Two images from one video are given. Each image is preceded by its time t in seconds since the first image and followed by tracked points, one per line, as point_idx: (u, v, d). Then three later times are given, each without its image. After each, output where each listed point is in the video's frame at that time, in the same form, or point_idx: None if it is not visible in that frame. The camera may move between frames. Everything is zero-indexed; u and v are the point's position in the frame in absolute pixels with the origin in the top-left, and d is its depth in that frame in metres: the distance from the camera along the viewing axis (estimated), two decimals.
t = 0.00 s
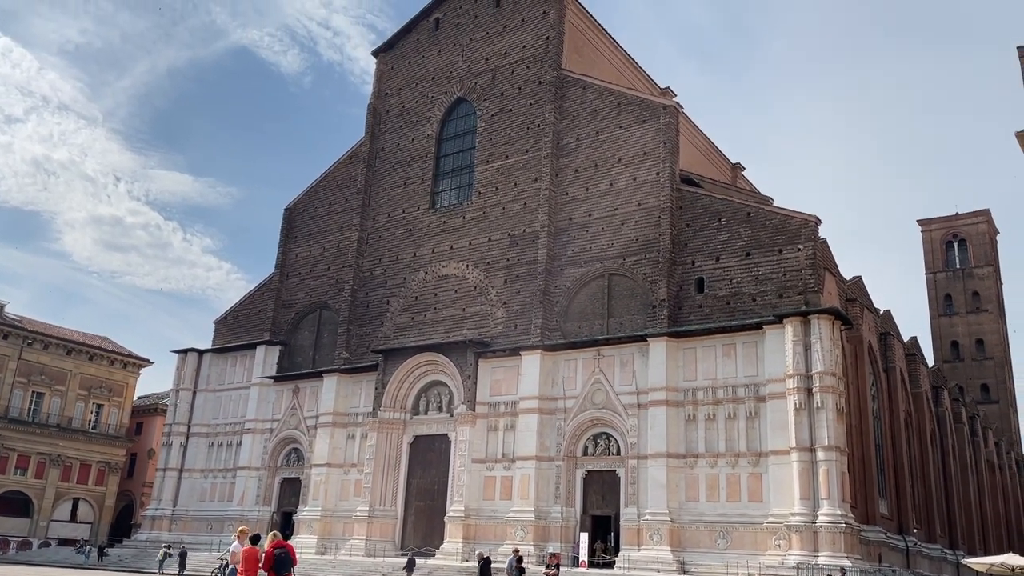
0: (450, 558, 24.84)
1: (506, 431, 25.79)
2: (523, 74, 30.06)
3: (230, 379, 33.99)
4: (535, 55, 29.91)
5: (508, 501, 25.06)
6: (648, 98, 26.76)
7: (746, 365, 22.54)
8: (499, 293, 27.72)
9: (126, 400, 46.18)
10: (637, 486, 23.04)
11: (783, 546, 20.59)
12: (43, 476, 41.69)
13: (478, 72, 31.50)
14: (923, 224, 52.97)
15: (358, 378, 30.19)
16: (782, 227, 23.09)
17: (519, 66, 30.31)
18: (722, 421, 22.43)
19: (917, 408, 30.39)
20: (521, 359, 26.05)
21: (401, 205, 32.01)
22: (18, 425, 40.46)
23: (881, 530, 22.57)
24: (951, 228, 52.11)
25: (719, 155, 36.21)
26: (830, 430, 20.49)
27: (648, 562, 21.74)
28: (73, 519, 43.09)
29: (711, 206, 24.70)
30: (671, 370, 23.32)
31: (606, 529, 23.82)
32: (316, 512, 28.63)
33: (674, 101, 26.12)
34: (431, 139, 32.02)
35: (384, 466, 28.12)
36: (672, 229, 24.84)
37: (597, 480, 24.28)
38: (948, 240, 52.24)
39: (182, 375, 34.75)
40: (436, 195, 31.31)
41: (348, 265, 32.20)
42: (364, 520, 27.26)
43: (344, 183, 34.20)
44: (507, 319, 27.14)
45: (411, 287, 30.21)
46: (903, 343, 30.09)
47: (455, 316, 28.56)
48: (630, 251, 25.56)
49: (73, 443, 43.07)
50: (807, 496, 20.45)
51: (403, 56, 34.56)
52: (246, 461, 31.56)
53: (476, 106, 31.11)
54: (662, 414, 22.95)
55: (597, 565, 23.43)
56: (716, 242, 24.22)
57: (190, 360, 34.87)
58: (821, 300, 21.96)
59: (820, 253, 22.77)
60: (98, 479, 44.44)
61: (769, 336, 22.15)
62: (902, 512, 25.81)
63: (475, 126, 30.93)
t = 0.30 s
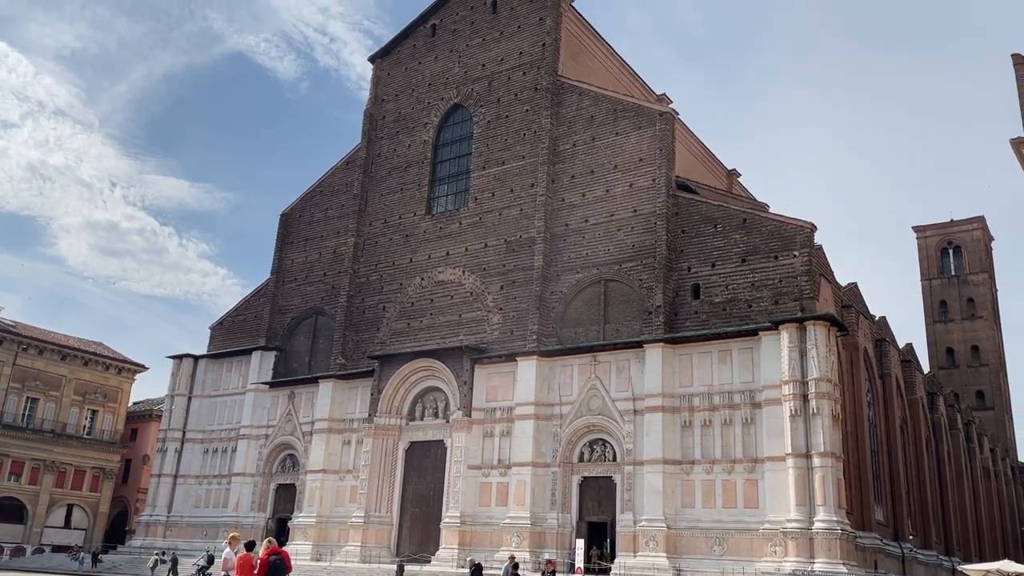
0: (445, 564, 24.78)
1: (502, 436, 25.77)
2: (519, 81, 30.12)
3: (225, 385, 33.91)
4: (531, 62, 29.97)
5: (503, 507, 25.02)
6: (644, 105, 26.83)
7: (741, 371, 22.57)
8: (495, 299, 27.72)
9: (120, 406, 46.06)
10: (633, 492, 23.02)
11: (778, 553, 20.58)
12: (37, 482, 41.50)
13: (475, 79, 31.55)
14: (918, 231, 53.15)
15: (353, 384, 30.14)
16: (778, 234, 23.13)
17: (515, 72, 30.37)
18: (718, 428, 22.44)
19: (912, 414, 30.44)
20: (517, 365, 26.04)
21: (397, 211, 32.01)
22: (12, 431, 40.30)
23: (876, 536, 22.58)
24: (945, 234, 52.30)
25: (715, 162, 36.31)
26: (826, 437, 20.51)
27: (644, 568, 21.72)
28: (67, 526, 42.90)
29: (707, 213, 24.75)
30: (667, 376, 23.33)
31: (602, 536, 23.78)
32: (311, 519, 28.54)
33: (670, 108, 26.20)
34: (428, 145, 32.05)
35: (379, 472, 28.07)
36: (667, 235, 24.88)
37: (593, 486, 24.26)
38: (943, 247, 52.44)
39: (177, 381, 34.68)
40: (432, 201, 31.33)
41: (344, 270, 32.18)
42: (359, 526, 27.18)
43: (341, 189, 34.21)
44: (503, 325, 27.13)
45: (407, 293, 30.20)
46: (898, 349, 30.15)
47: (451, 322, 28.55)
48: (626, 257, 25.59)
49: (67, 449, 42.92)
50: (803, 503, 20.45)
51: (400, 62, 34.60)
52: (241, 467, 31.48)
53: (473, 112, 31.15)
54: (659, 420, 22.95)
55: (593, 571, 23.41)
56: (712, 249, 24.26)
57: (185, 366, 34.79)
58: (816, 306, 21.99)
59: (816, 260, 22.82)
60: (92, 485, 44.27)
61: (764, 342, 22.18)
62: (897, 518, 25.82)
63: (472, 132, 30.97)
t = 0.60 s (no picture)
0: (440, 571, 24.72)
1: (497, 443, 25.75)
2: (516, 87, 30.16)
3: (220, 391, 33.83)
4: (527, 68, 30.02)
5: (499, 514, 24.97)
6: (639, 111, 26.88)
7: (736, 378, 22.59)
8: (491, 305, 27.71)
9: (115, 412, 45.93)
10: (628, 499, 23.00)
11: (774, 560, 20.56)
12: (30, 488, 41.34)
13: (471, 85, 31.60)
14: (912, 237, 53.30)
15: (348, 390, 30.09)
16: (773, 240, 23.18)
17: (511, 79, 30.41)
18: (713, 434, 22.44)
19: (907, 421, 30.48)
20: (512, 371, 26.03)
21: (393, 217, 32.01)
22: (5, 436, 40.15)
23: (871, 543, 22.58)
24: (940, 241, 52.45)
25: (710, 168, 36.36)
26: (821, 443, 20.52)
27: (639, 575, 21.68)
28: (60, 532, 42.72)
29: (702, 219, 24.80)
30: (662, 382, 23.33)
31: (597, 542, 23.74)
32: (306, 525, 28.45)
33: (665, 114, 26.26)
34: (424, 151, 32.07)
35: (374, 478, 28.00)
36: (663, 241, 24.91)
37: (589, 493, 24.23)
38: (938, 253, 52.59)
39: (172, 386, 34.59)
40: (428, 207, 31.32)
41: (340, 276, 32.15)
42: (354, 532, 27.10)
43: (336, 194, 34.19)
44: (498, 331, 27.12)
45: (403, 299, 30.17)
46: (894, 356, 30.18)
47: (447, 328, 28.53)
48: (622, 263, 25.60)
49: (61, 455, 42.77)
50: (798, 509, 20.44)
51: (396, 68, 34.63)
52: (235, 473, 31.39)
53: (469, 118, 31.19)
54: (654, 427, 22.94)
55: None
56: (707, 255, 24.29)
57: (180, 371, 34.71)
58: (811, 312, 22.02)
59: (811, 266, 22.87)
60: (86, 491, 44.11)
61: (760, 349, 22.20)
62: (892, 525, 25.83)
63: (468, 138, 30.99)
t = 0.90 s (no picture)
0: None
1: (492, 449, 25.72)
2: (511, 93, 30.21)
3: (214, 397, 33.74)
4: (523, 75, 30.08)
5: (493, 520, 24.92)
6: (635, 118, 26.95)
7: (731, 385, 22.61)
8: (486, 311, 27.71)
9: (108, 418, 45.79)
10: (623, 505, 22.98)
11: (769, 566, 20.55)
12: (23, 494, 41.14)
13: (467, 91, 31.65)
14: (907, 244, 53.49)
15: (343, 396, 30.03)
16: (768, 247, 23.23)
17: (507, 85, 30.46)
18: (708, 440, 22.45)
19: (902, 427, 30.53)
20: (507, 377, 26.02)
21: (389, 223, 32.00)
22: None
23: (866, 550, 22.58)
24: (934, 248, 52.65)
25: (705, 175, 36.45)
26: (816, 450, 20.53)
27: None
28: (53, 538, 42.49)
29: (697, 226, 24.85)
30: (657, 389, 23.33)
31: (592, 549, 23.69)
32: (300, 531, 28.34)
33: (661, 121, 26.33)
34: (419, 157, 32.09)
35: (369, 484, 27.93)
36: (658, 248, 24.95)
37: (584, 500, 24.19)
38: (932, 260, 52.78)
39: (166, 392, 34.49)
40: (424, 213, 31.32)
41: (335, 281, 32.12)
42: (348, 539, 27.01)
43: (332, 200, 34.18)
44: (494, 337, 27.11)
45: (398, 305, 30.16)
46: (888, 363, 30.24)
47: (442, 334, 28.51)
48: (617, 270, 25.63)
49: (54, 461, 42.59)
50: (792, 516, 20.44)
51: (392, 74, 34.67)
52: (229, 479, 31.28)
53: (465, 124, 31.22)
54: (649, 433, 22.93)
55: None
56: (702, 261, 24.33)
57: (174, 377, 34.61)
58: (806, 319, 22.06)
59: (805, 273, 22.92)
60: (79, 497, 43.93)
61: (754, 355, 22.23)
62: (887, 533, 25.85)
63: (464, 144, 31.03)
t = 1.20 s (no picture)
0: None
1: (487, 455, 25.70)
2: (507, 100, 30.27)
3: (208, 403, 33.65)
4: (519, 81, 30.14)
5: (487, 527, 24.88)
6: (630, 125, 27.02)
7: (726, 391, 22.64)
8: (481, 317, 27.70)
9: (101, 423, 45.64)
10: (617, 512, 22.97)
11: (763, 573, 20.54)
12: (15, 500, 40.95)
13: (462, 98, 31.70)
14: (900, 251, 53.68)
15: (337, 402, 29.99)
16: (762, 254, 23.29)
17: (503, 92, 30.52)
18: (703, 447, 22.46)
19: (895, 434, 30.59)
20: (502, 383, 26.01)
21: (384, 229, 32.00)
22: None
23: (860, 557, 22.59)
24: (928, 255, 52.86)
25: (699, 183, 36.56)
26: (810, 457, 20.55)
27: None
28: (45, 545, 42.30)
29: (692, 233, 24.90)
30: (652, 395, 23.35)
31: (586, 556, 23.66)
32: (293, 538, 28.25)
33: (656, 128, 26.39)
34: (415, 163, 32.11)
35: (363, 491, 27.87)
36: (653, 255, 24.99)
37: (578, 506, 24.17)
38: (925, 267, 52.97)
39: (160, 398, 34.39)
40: (419, 219, 31.33)
41: (330, 287, 32.09)
42: (342, 545, 26.93)
43: (327, 206, 34.19)
44: (488, 343, 27.10)
45: (393, 311, 30.14)
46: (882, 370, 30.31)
47: (437, 340, 28.49)
48: (612, 276, 25.66)
49: (46, 467, 42.42)
50: (787, 523, 20.44)
51: (388, 80, 34.70)
52: (223, 485, 31.19)
53: (460, 130, 31.26)
54: (644, 440, 22.94)
55: None
56: (697, 268, 24.38)
57: (168, 383, 34.52)
58: (800, 326, 22.10)
59: (800, 280, 22.97)
60: (71, 504, 43.75)
61: (749, 362, 22.26)
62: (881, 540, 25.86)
63: (459, 150, 31.07)
